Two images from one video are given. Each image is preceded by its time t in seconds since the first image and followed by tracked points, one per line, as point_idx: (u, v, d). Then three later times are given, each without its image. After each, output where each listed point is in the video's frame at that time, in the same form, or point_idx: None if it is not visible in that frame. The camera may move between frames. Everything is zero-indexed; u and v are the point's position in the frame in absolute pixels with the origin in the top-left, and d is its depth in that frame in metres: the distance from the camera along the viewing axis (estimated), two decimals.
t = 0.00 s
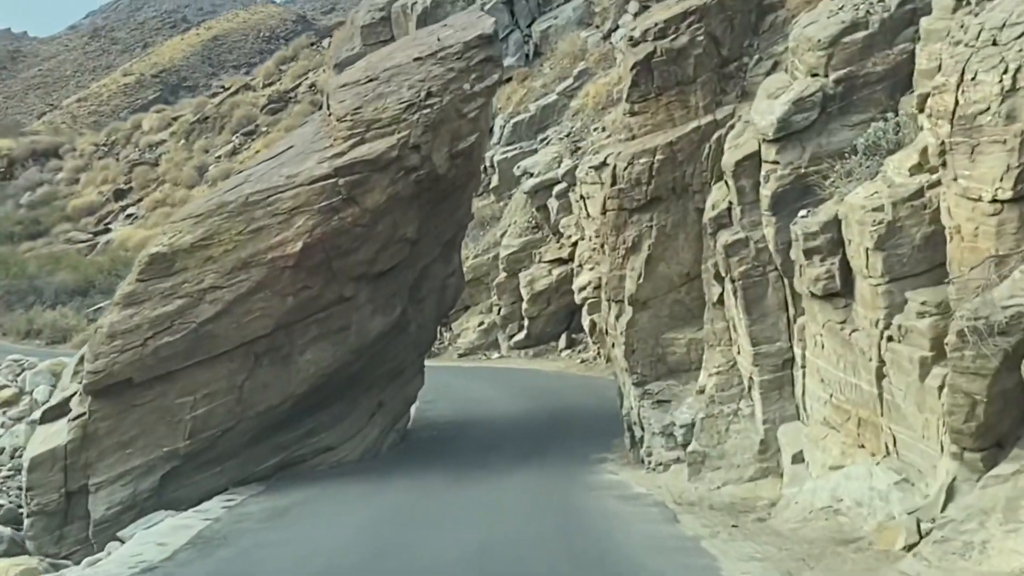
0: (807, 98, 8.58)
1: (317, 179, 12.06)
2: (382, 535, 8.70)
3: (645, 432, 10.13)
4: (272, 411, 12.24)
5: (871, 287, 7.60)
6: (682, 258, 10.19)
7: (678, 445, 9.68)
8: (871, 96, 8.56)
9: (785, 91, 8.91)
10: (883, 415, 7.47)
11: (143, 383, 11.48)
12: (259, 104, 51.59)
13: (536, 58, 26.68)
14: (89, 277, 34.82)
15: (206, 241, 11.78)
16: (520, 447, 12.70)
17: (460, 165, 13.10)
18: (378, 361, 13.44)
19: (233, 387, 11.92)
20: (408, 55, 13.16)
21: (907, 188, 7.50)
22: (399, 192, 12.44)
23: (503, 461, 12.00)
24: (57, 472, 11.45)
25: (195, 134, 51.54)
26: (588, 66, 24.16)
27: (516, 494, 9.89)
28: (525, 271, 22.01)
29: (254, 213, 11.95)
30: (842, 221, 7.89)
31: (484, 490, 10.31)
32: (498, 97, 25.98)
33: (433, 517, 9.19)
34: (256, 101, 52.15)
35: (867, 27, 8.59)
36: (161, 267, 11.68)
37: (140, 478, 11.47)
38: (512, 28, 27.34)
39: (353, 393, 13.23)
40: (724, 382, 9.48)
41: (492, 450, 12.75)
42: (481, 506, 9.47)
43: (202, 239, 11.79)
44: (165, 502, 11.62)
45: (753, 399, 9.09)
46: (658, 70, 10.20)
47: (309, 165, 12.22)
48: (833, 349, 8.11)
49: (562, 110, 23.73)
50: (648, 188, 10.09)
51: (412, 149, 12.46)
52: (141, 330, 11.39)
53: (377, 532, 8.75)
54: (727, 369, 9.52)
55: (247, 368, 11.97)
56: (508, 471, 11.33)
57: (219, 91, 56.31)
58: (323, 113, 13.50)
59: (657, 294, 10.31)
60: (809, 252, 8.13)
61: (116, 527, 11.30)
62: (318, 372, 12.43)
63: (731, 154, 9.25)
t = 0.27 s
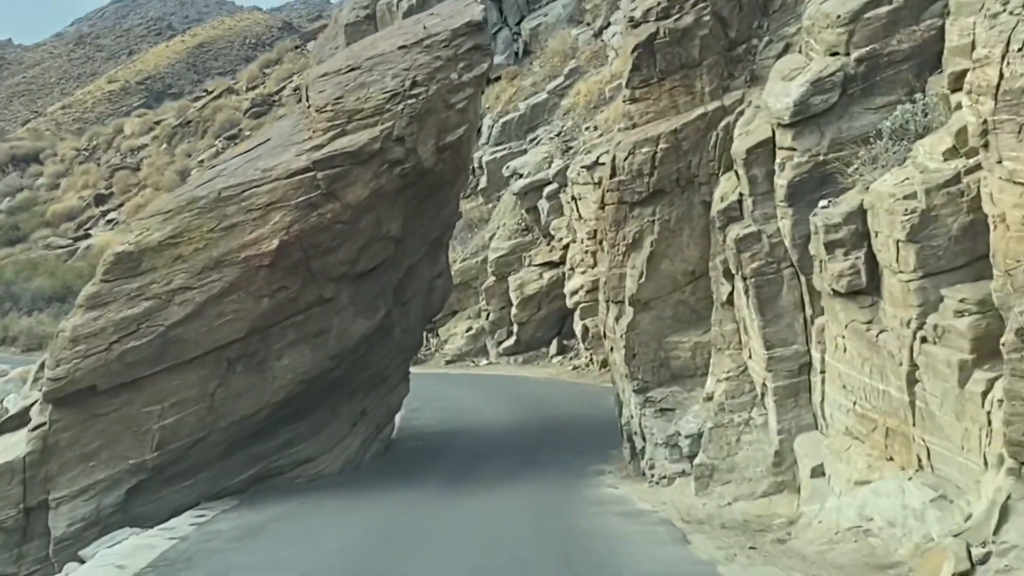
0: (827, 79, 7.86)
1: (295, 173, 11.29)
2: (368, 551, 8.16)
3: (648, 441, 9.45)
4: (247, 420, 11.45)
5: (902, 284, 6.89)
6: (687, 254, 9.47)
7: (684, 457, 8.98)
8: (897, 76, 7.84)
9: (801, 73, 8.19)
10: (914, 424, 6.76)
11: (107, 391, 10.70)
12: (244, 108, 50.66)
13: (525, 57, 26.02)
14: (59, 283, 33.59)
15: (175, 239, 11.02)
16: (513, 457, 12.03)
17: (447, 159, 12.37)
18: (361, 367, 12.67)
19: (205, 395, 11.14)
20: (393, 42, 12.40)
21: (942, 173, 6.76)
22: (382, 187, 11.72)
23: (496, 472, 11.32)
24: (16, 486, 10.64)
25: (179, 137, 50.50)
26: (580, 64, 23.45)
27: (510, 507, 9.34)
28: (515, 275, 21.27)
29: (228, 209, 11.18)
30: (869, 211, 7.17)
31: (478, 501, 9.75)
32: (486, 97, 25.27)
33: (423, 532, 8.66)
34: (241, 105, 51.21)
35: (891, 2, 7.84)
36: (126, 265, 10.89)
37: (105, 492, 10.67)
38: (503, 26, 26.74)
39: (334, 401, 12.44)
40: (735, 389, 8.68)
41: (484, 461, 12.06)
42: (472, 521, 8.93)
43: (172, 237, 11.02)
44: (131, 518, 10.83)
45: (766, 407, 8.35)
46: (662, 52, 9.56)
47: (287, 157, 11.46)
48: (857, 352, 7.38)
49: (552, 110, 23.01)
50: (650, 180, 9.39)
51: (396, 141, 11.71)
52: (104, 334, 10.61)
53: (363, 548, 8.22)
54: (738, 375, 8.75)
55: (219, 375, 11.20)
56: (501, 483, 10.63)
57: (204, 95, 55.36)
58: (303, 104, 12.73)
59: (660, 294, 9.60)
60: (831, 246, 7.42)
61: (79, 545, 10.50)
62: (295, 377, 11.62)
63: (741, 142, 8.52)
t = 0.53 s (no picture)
0: (854, 56, 7.17)
1: (273, 167, 10.46)
2: (354, 574, 7.55)
3: (654, 454, 8.76)
4: (222, 433, 10.53)
5: (945, 280, 6.16)
6: (695, 251, 8.78)
7: (695, 472, 8.29)
8: (931, 54, 7.17)
9: (825, 51, 7.47)
10: (959, 438, 5.99)
11: (71, 399, 9.55)
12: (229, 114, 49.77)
13: (517, 57, 25.39)
14: (17, 255, 31.47)
15: (145, 236, 10.08)
16: (508, 471, 11.34)
17: (436, 154, 11.60)
18: (344, 375, 11.86)
19: (176, 404, 10.14)
20: (379, 30, 11.63)
21: (989, 155, 6.03)
22: (368, 181, 10.89)
23: (490, 486, 10.64)
24: None
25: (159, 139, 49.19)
26: (573, 63, 22.79)
27: (506, 524, 8.75)
28: (507, 280, 20.53)
29: (201, 205, 10.30)
30: (906, 199, 6.46)
31: (471, 518, 9.14)
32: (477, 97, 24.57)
33: (413, 552, 8.06)
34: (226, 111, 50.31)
35: None
36: (89, 264, 9.85)
37: (68, 509, 9.42)
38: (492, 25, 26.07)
39: (315, 411, 11.61)
40: (751, 398, 7.94)
41: (477, 475, 11.38)
42: (465, 540, 8.34)
43: (141, 235, 10.07)
44: (98, 537, 9.68)
45: (786, 417, 7.63)
46: (670, 34, 9.05)
47: (267, 150, 10.63)
48: (891, 356, 6.63)
49: (545, 110, 22.33)
50: (657, 171, 8.78)
51: (382, 133, 10.92)
52: (67, 336, 9.50)
53: (349, 569, 7.62)
54: (755, 383, 8.00)
55: (192, 383, 10.24)
56: (496, 500, 9.88)
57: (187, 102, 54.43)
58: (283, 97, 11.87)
59: (667, 295, 8.87)
60: (862, 239, 6.71)
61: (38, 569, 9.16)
62: (272, 386, 10.72)
63: (758, 127, 7.80)
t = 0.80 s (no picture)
0: (893, 30, 6.43)
1: (251, 163, 9.59)
2: None
3: (665, 471, 8.10)
4: (196, 449, 9.66)
5: (1004, 277, 5.35)
6: (711, 250, 8.23)
7: (711, 492, 7.63)
8: (978, 27, 6.43)
9: (859, 25, 6.75)
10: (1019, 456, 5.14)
11: (30, 412, 8.70)
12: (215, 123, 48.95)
13: (511, 58, 24.70)
14: None
15: (114, 236, 9.15)
16: (504, 488, 10.62)
17: (426, 149, 10.80)
18: (329, 385, 11.08)
19: (144, 418, 9.22)
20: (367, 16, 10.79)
21: None
22: (354, 177, 10.07)
23: (485, 505, 9.93)
24: None
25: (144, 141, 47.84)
26: (569, 64, 22.12)
27: (501, 548, 8.06)
28: (501, 287, 19.80)
29: (174, 202, 9.37)
30: (955, 186, 5.71)
31: (466, 538, 8.48)
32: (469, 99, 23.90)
33: None
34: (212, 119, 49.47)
35: None
36: (52, 266, 8.95)
37: (28, 530, 8.57)
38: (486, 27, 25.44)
39: (296, 425, 10.80)
40: (775, 411, 7.23)
41: (470, 492, 10.66)
42: (460, 567, 7.59)
43: (108, 235, 9.14)
44: (61, 561, 8.88)
45: (817, 432, 6.86)
46: (682, 13, 8.53)
47: (246, 143, 9.76)
48: (938, 363, 5.87)
49: (540, 113, 21.64)
50: (669, 162, 8.26)
51: (370, 126, 10.10)
52: (28, 344, 8.63)
53: None
54: (779, 394, 7.28)
55: (162, 395, 9.33)
56: (491, 521, 9.14)
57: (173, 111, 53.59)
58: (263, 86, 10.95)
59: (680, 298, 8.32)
60: (904, 232, 5.96)
61: None
62: (251, 400, 9.85)
63: (783, 111, 7.09)
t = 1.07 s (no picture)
0: (944, 3, 5.82)
1: (230, 160, 8.78)
2: None
3: (681, 497, 7.48)
4: (170, 470, 8.84)
5: None
6: (730, 254, 7.75)
7: (733, 518, 7.03)
8: None
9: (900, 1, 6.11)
10: None
11: None
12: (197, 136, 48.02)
13: (506, 64, 23.84)
14: None
15: (82, 239, 8.32)
16: (502, 510, 9.92)
17: (418, 147, 10.09)
18: (315, 400, 10.35)
19: (114, 435, 8.35)
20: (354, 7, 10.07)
21: None
22: (341, 176, 9.33)
23: (482, 530, 9.18)
24: None
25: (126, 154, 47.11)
26: (566, 70, 21.53)
27: None
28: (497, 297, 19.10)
29: (147, 202, 8.52)
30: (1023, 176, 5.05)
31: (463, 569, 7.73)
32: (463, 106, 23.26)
33: None
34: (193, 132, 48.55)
35: None
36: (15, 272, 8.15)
37: None
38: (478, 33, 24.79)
39: (278, 441, 10.03)
40: (808, 431, 6.61)
41: (465, 515, 9.92)
42: None
43: (75, 237, 8.32)
44: None
45: (857, 453, 6.25)
46: None
47: (225, 138, 8.95)
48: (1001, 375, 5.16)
49: (537, 119, 21.01)
50: (687, 155, 7.76)
51: (359, 121, 9.36)
52: None
53: None
54: (812, 412, 6.68)
55: (134, 410, 8.45)
56: (488, 549, 8.37)
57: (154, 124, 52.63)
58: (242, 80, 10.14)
59: (697, 306, 7.81)
60: (964, 228, 5.27)
61: None
62: (230, 416, 9.04)
63: (816, 98, 6.47)
